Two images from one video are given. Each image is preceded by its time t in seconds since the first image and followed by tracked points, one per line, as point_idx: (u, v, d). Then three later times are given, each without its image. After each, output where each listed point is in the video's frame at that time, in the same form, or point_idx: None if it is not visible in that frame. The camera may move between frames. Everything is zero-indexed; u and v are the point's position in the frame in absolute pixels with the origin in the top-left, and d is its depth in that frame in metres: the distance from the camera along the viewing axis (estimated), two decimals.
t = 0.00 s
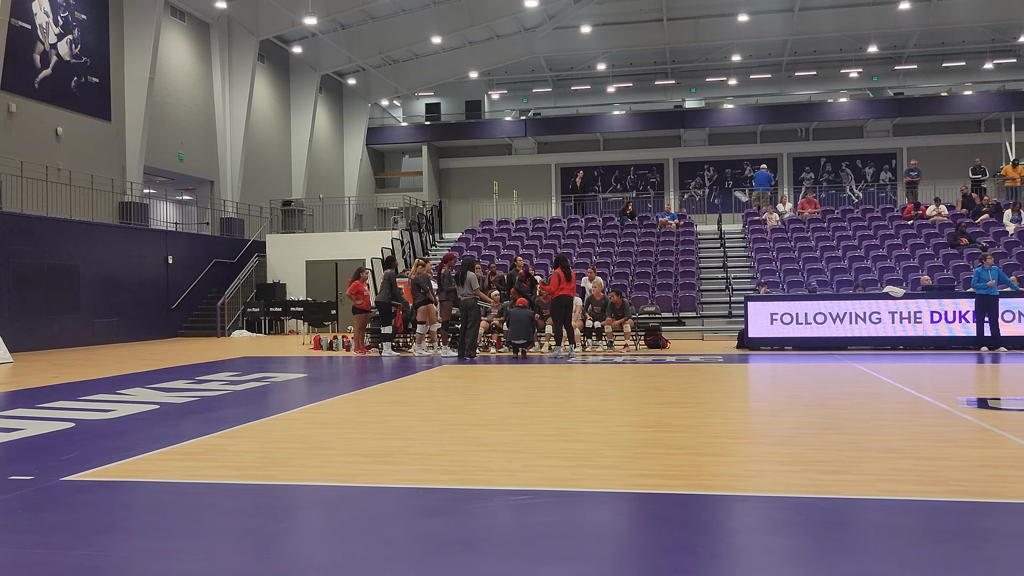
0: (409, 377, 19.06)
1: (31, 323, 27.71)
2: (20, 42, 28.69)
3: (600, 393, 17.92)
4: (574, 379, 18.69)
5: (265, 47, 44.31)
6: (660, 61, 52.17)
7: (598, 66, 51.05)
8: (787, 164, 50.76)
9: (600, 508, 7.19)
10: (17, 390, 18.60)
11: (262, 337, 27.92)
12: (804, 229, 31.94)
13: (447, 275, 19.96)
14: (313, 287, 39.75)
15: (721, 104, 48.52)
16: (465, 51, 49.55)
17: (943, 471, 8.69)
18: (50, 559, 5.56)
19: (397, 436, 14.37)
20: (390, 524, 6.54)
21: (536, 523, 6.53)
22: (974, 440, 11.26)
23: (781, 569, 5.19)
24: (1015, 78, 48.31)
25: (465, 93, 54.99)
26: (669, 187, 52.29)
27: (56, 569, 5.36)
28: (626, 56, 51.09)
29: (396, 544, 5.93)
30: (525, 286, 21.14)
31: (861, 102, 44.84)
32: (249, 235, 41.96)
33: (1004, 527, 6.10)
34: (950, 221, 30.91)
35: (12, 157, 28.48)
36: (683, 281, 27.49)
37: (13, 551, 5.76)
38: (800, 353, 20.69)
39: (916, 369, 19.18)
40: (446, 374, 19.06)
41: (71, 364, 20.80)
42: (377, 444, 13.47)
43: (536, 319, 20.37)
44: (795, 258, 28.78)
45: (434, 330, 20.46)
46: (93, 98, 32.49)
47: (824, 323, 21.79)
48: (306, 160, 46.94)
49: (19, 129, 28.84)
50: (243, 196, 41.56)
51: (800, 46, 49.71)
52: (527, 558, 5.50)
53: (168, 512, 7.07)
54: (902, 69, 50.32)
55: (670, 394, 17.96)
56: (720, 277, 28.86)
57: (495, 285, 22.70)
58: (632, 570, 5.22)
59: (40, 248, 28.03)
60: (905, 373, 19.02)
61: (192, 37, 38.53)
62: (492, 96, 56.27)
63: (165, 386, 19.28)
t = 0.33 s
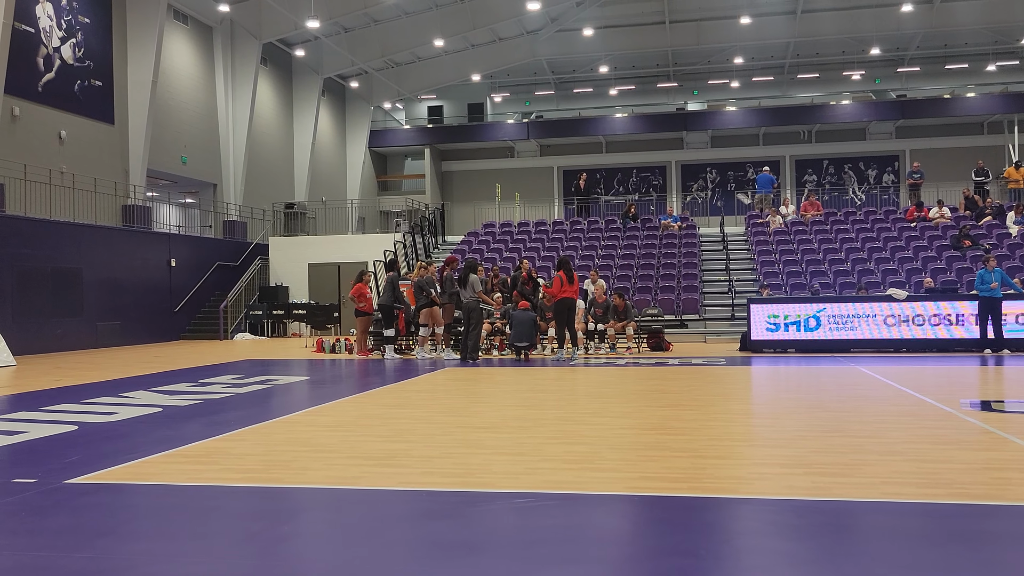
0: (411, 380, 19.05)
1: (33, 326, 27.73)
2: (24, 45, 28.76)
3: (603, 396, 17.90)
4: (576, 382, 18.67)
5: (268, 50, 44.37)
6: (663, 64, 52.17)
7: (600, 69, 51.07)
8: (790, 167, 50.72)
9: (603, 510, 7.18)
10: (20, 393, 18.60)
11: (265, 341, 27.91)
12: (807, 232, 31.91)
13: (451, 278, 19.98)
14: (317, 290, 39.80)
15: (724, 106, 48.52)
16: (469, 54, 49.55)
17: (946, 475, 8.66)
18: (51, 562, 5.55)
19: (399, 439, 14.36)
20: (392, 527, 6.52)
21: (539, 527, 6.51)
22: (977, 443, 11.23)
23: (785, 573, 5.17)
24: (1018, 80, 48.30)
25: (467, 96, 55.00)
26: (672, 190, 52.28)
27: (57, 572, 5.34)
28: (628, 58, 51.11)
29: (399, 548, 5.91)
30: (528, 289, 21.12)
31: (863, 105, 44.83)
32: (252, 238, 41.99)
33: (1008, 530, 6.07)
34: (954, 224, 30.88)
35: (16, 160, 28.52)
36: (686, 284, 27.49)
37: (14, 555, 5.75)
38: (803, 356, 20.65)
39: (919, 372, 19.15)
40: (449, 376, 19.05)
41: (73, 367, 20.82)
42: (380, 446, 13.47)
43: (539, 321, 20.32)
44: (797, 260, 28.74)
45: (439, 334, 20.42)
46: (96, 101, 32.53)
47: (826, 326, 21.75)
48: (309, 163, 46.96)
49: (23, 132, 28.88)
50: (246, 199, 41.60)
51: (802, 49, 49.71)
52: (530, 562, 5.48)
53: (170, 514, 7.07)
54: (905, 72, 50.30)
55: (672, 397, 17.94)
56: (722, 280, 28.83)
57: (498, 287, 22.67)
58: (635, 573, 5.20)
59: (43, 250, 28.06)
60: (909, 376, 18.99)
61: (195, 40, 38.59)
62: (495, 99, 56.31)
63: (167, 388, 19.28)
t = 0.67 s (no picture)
0: (413, 383, 19.04)
1: (35, 329, 27.73)
2: (27, 50, 28.83)
3: (604, 400, 17.89)
4: (578, 386, 18.66)
5: (269, 54, 44.36)
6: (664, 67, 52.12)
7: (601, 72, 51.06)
8: (791, 169, 50.67)
9: (605, 513, 7.18)
10: (22, 397, 18.61)
11: (267, 345, 27.89)
12: (809, 235, 31.85)
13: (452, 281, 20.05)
14: (319, 292, 39.83)
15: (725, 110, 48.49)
16: (469, 58, 49.51)
17: (948, 477, 8.67)
18: (52, 566, 5.56)
19: (401, 443, 14.36)
20: (394, 531, 6.52)
21: (540, 530, 6.51)
22: (979, 446, 11.24)
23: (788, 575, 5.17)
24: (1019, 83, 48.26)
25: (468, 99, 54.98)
26: (674, 193, 52.23)
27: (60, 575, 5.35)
28: (629, 62, 51.10)
29: (401, 551, 5.91)
30: (530, 292, 21.11)
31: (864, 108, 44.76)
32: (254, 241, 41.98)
33: (1010, 533, 6.07)
34: (955, 226, 30.86)
35: (18, 164, 28.54)
36: (687, 287, 27.47)
37: (17, 559, 5.75)
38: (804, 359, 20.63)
39: (920, 375, 19.15)
40: (451, 380, 19.04)
41: (75, 371, 20.84)
42: (381, 449, 13.47)
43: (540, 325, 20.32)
44: (798, 263, 28.71)
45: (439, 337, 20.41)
46: (97, 105, 32.49)
47: (828, 329, 21.72)
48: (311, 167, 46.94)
49: (25, 136, 28.89)
50: (247, 203, 41.60)
51: (802, 52, 49.67)
52: (533, 565, 5.49)
53: (171, 518, 7.07)
54: (905, 75, 50.26)
55: (674, 401, 17.93)
56: (723, 283, 28.80)
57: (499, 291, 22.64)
58: None
59: (45, 254, 28.07)
60: (910, 379, 19.00)
61: (196, 44, 38.57)
62: (496, 103, 56.31)
63: (169, 392, 19.29)
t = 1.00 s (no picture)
0: (415, 386, 19.04)
1: (37, 332, 27.73)
2: (29, 54, 28.90)
3: (606, 403, 17.88)
4: (580, 389, 18.64)
5: (270, 58, 44.37)
6: (664, 69, 52.15)
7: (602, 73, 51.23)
8: (791, 172, 50.80)
9: (603, 512, 7.24)
10: (23, 400, 18.61)
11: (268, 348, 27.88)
12: (810, 236, 31.87)
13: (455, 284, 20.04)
14: (321, 296, 39.91)
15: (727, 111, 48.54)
16: (472, 60, 49.33)
17: (948, 479, 8.66)
18: (57, 569, 5.57)
19: (404, 446, 14.37)
20: (398, 533, 6.54)
21: (543, 533, 6.52)
22: (980, 448, 11.23)
23: None
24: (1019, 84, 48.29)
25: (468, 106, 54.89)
26: (674, 196, 52.28)
27: None
28: (628, 65, 51.19)
29: (405, 553, 5.92)
30: (530, 295, 21.10)
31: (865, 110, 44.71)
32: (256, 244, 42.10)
33: (1010, 534, 6.07)
34: (956, 229, 30.88)
35: (20, 168, 28.55)
36: (688, 290, 27.53)
37: (22, 561, 5.77)
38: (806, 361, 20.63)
39: (923, 377, 19.14)
40: (453, 383, 19.02)
41: (77, 374, 20.84)
42: (382, 452, 13.46)
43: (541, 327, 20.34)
44: (799, 266, 28.70)
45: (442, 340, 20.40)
46: (99, 109, 32.52)
47: (829, 331, 21.73)
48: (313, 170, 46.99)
49: (26, 140, 28.91)
50: (247, 207, 41.57)
51: (804, 54, 49.70)
52: (536, 567, 5.50)
53: (175, 521, 7.08)
54: (906, 77, 50.30)
55: (676, 403, 17.92)
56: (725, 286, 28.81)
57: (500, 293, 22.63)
58: None
59: (46, 258, 28.10)
60: (912, 381, 18.99)
61: (196, 48, 38.54)
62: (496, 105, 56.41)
63: (170, 395, 19.30)
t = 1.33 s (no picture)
0: (393, 414, 15.19)
1: None
2: None
3: (634, 433, 14.07)
4: (600, 417, 14.81)
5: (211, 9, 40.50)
6: (702, 21, 48.41)
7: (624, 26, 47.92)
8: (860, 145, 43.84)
9: None
10: None
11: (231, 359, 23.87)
12: (883, 232, 27.51)
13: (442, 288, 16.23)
14: (272, 299, 35.66)
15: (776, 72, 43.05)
16: (460, 11, 46.28)
17: None
18: None
19: (375, 488, 10.50)
20: None
21: None
22: None
23: None
24: None
25: (462, 63, 50.54)
26: (714, 176, 45.31)
27: None
28: (653, 14, 47.90)
29: None
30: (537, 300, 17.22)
31: (949, 70, 39.21)
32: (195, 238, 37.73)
33: None
34: None
35: None
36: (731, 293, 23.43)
37: None
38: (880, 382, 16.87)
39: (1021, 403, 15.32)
40: (440, 411, 15.18)
41: None
42: (348, 494, 9.67)
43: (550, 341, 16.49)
44: (865, 263, 24.76)
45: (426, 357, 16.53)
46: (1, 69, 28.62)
47: (905, 345, 17.96)
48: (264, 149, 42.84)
49: None
50: (185, 193, 37.27)
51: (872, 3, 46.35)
52: None
53: None
54: (1000, 31, 46.49)
55: (722, 433, 14.12)
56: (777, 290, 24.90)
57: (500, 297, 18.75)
58: None
59: None
60: (1007, 407, 15.17)
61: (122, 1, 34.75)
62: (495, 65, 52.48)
63: (88, 426, 15.27)
